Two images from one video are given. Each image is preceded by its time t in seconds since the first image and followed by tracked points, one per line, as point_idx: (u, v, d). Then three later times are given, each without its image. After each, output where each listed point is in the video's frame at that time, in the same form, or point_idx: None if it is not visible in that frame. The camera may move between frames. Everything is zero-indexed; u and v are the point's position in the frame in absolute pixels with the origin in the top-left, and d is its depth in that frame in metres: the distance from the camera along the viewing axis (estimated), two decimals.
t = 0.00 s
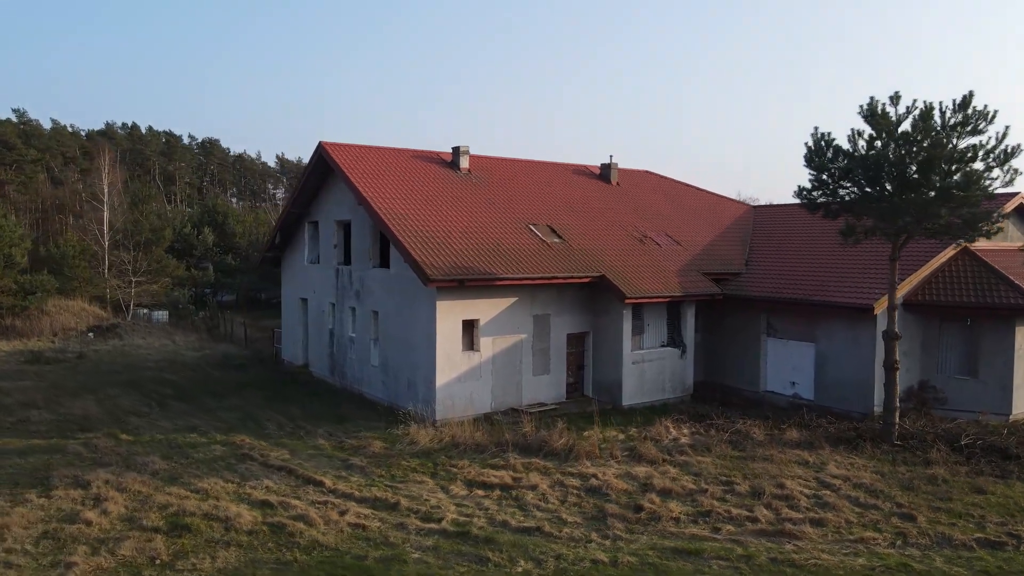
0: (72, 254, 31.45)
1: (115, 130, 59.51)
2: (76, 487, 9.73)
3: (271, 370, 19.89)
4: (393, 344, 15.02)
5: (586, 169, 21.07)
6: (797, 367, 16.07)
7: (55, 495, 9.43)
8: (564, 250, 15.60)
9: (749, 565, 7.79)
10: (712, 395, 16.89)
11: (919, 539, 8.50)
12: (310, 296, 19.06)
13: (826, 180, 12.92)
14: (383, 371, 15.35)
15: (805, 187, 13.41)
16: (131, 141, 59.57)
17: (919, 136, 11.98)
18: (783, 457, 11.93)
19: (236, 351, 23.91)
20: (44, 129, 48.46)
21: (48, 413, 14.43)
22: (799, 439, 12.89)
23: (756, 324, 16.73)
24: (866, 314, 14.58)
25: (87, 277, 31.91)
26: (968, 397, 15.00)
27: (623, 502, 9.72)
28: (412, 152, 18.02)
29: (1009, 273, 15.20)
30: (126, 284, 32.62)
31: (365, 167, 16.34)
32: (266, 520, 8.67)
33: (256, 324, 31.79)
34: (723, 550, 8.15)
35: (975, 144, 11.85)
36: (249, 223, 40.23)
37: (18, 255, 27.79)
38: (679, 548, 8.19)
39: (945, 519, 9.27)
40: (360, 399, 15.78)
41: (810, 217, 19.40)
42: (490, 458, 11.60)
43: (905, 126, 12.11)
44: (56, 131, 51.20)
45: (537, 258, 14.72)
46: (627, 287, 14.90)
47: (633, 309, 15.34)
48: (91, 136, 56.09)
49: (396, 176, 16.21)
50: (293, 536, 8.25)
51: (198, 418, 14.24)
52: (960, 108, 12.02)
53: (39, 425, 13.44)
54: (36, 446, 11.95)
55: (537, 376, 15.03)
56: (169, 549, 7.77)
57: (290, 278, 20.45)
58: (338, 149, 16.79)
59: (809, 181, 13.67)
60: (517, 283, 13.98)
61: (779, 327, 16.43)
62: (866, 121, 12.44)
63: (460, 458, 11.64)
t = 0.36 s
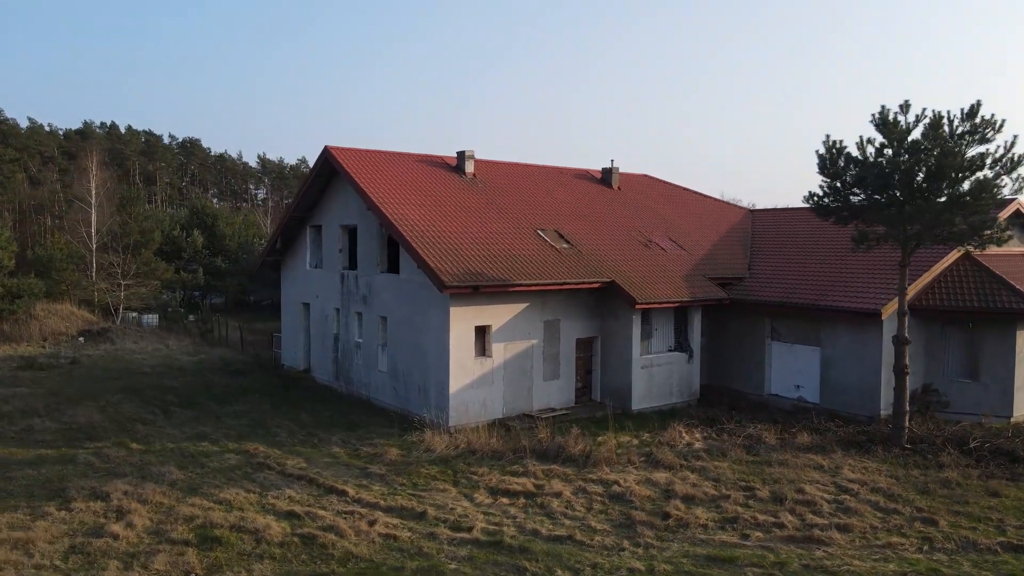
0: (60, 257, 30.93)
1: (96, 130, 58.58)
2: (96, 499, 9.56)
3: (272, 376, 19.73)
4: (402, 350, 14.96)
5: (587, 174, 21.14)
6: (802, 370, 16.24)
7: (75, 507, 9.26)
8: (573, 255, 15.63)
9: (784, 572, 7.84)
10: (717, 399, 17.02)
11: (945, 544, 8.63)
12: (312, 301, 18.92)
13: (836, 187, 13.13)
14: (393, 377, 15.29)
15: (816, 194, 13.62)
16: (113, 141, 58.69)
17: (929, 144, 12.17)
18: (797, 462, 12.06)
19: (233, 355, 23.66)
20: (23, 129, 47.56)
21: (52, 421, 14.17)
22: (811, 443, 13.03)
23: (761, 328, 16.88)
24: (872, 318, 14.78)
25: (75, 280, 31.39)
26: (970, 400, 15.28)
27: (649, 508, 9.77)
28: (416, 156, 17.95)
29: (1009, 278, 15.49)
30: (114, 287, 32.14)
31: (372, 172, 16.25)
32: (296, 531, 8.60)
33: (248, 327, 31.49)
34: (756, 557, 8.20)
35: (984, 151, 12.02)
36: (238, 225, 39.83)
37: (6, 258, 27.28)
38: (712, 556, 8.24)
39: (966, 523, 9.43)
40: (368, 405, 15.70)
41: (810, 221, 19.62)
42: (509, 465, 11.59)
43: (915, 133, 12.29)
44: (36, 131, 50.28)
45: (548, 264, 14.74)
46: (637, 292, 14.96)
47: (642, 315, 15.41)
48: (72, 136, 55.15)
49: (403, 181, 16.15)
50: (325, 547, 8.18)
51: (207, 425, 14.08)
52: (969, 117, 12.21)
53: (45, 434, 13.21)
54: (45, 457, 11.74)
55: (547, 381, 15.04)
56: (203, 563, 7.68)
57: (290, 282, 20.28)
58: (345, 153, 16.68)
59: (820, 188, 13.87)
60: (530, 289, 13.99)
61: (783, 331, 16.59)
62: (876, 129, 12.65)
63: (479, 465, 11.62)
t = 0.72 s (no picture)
0: (48, 260, 30.41)
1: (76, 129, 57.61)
2: (117, 511, 9.42)
3: (274, 381, 19.57)
4: (413, 356, 14.91)
5: (588, 178, 21.22)
6: (807, 373, 16.44)
7: (98, 520, 9.12)
8: (581, 260, 15.68)
9: None
10: (723, 402, 17.16)
11: (969, 548, 8.79)
12: (316, 305, 18.80)
13: (846, 193, 13.37)
14: (403, 383, 15.24)
15: (826, 201, 13.85)
16: (93, 141, 57.78)
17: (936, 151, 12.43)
18: (812, 466, 12.20)
19: (229, 360, 23.43)
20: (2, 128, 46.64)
21: (58, 430, 13.95)
22: (823, 446, 13.19)
23: (766, 332, 17.06)
24: (877, 323, 14.99)
25: (64, 284, 30.88)
26: (971, 402, 15.57)
27: (674, 514, 9.83)
28: (421, 160, 17.89)
29: (1007, 282, 15.82)
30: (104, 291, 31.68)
31: (380, 176, 16.18)
32: (328, 542, 8.55)
33: (241, 331, 31.19)
34: (788, 563, 8.28)
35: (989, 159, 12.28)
36: (228, 227, 39.41)
37: None
38: (745, 562, 8.31)
39: (985, 526, 9.61)
40: (377, 411, 15.64)
41: (810, 225, 19.82)
42: (528, 471, 11.60)
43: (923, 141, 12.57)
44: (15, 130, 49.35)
45: (558, 270, 14.75)
46: (646, 297, 15.04)
47: (651, 319, 15.49)
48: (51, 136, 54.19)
49: (411, 186, 16.09)
50: (360, 558, 8.14)
51: (216, 433, 13.94)
52: (976, 126, 12.49)
53: (52, 443, 12.99)
54: (57, 467, 11.55)
55: (558, 386, 15.07)
56: None
57: (292, 286, 20.12)
58: (351, 157, 16.58)
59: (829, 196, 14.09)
60: (542, 295, 14.01)
61: (788, 335, 16.78)
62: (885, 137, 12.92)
63: (498, 471, 11.62)
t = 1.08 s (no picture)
0: (36, 262, 29.86)
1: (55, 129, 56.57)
2: (141, 523, 9.28)
3: (276, 386, 19.40)
4: (423, 361, 14.87)
5: (589, 182, 21.28)
6: (811, 376, 16.63)
7: (122, 532, 8.98)
8: (590, 265, 15.74)
9: None
10: (727, 405, 17.31)
11: (991, 550, 8.95)
12: (319, 309, 18.67)
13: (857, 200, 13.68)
14: (413, 389, 15.20)
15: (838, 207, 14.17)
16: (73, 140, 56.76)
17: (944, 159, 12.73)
18: (825, 469, 12.36)
19: (226, 364, 23.17)
20: None
21: (64, 438, 13.72)
22: (833, 449, 13.36)
23: (770, 335, 17.24)
24: (882, 327, 15.22)
25: (51, 287, 30.32)
26: (972, 404, 15.85)
27: (699, 520, 9.90)
28: (426, 164, 17.84)
29: (1006, 286, 16.15)
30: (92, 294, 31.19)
31: (388, 181, 16.10)
32: (360, 552, 8.49)
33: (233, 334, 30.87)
34: (819, 568, 8.38)
35: (996, 167, 12.55)
36: (216, 228, 38.98)
37: None
38: (776, 567, 8.39)
39: (1003, 528, 9.80)
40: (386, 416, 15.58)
41: (810, 229, 20.03)
42: (547, 477, 11.62)
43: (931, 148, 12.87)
44: None
45: (569, 275, 14.78)
46: (656, 302, 15.13)
47: (659, 324, 15.59)
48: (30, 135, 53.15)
49: (419, 190, 16.04)
50: (395, 568, 8.10)
51: (226, 440, 13.79)
52: (983, 134, 12.76)
53: (60, 452, 12.78)
54: (69, 477, 11.35)
55: (568, 391, 15.11)
56: None
57: (293, 290, 19.97)
58: (357, 161, 16.49)
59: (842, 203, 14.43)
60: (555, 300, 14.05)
61: (791, 338, 16.97)
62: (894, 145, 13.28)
63: (518, 477, 11.63)
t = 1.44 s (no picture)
0: (22, 266, 29.29)
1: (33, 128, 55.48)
2: (163, 535, 9.14)
3: (276, 392, 19.22)
4: (432, 367, 14.82)
5: (590, 186, 21.35)
6: (814, 380, 16.82)
7: (145, 545, 8.83)
8: (598, 270, 15.78)
9: None
10: (731, 409, 17.45)
11: (1011, 554, 9.12)
12: (321, 315, 18.54)
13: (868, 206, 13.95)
14: (421, 394, 15.15)
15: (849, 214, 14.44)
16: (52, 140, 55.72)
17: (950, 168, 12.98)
18: (837, 472, 12.50)
19: (222, 369, 22.90)
20: None
21: (69, 447, 13.48)
22: (842, 453, 13.53)
23: (773, 339, 17.41)
24: (885, 331, 15.43)
25: (37, 291, 29.76)
26: (971, 406, 16.15)
27: (722, 525, 9.96)
28: (431, 168, 17.78)
29: (1003, 291, 16.47)
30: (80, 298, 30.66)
31: (395, 187, 16.04)
32: (390, 563, 8.44)
33: (225, 338, 30.51)
34: (847, 573, 8.47)
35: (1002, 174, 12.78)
36: (205, 230, 38.51)
37: None
38: (806, 573, 8.47)
39: (1018, 531, 9.97)
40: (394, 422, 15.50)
41: (809, 233, 20.27)
42: (565, 483, 11.63)
43: (938, 157, 13.10)
44: None
45: (580, 280, 14.82)
46: (665, 307, 15.22)
47: (667, 329, 15.68)
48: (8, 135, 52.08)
49: (425, 196, 15.98)
50: None
51: (235, 448, 13.63)
52: (988, 142, 12.95)
53: (67, 462, 12.55)
54: (80, 488, 11.15)
55: (577, 396, 15.13)
56: None
57: (293, 295, 19.79)
58: (363, 166, 16.40)
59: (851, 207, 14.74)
60: (566, 306, 14.07)
61: (794, 342, 17.16)
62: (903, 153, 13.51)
63: (536, 484, 11.63)
